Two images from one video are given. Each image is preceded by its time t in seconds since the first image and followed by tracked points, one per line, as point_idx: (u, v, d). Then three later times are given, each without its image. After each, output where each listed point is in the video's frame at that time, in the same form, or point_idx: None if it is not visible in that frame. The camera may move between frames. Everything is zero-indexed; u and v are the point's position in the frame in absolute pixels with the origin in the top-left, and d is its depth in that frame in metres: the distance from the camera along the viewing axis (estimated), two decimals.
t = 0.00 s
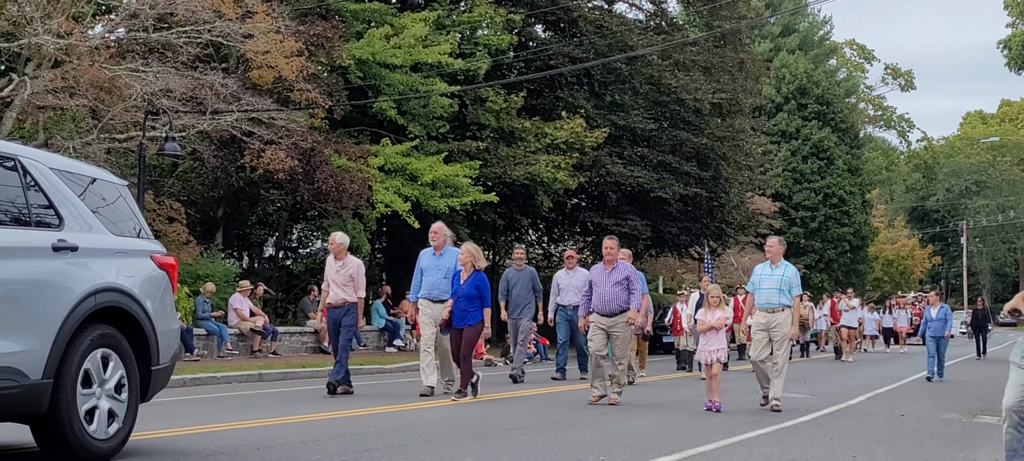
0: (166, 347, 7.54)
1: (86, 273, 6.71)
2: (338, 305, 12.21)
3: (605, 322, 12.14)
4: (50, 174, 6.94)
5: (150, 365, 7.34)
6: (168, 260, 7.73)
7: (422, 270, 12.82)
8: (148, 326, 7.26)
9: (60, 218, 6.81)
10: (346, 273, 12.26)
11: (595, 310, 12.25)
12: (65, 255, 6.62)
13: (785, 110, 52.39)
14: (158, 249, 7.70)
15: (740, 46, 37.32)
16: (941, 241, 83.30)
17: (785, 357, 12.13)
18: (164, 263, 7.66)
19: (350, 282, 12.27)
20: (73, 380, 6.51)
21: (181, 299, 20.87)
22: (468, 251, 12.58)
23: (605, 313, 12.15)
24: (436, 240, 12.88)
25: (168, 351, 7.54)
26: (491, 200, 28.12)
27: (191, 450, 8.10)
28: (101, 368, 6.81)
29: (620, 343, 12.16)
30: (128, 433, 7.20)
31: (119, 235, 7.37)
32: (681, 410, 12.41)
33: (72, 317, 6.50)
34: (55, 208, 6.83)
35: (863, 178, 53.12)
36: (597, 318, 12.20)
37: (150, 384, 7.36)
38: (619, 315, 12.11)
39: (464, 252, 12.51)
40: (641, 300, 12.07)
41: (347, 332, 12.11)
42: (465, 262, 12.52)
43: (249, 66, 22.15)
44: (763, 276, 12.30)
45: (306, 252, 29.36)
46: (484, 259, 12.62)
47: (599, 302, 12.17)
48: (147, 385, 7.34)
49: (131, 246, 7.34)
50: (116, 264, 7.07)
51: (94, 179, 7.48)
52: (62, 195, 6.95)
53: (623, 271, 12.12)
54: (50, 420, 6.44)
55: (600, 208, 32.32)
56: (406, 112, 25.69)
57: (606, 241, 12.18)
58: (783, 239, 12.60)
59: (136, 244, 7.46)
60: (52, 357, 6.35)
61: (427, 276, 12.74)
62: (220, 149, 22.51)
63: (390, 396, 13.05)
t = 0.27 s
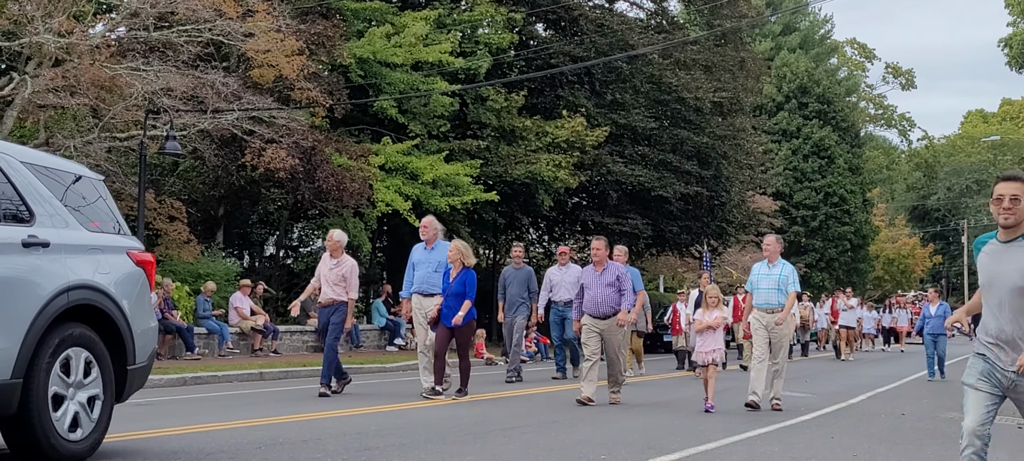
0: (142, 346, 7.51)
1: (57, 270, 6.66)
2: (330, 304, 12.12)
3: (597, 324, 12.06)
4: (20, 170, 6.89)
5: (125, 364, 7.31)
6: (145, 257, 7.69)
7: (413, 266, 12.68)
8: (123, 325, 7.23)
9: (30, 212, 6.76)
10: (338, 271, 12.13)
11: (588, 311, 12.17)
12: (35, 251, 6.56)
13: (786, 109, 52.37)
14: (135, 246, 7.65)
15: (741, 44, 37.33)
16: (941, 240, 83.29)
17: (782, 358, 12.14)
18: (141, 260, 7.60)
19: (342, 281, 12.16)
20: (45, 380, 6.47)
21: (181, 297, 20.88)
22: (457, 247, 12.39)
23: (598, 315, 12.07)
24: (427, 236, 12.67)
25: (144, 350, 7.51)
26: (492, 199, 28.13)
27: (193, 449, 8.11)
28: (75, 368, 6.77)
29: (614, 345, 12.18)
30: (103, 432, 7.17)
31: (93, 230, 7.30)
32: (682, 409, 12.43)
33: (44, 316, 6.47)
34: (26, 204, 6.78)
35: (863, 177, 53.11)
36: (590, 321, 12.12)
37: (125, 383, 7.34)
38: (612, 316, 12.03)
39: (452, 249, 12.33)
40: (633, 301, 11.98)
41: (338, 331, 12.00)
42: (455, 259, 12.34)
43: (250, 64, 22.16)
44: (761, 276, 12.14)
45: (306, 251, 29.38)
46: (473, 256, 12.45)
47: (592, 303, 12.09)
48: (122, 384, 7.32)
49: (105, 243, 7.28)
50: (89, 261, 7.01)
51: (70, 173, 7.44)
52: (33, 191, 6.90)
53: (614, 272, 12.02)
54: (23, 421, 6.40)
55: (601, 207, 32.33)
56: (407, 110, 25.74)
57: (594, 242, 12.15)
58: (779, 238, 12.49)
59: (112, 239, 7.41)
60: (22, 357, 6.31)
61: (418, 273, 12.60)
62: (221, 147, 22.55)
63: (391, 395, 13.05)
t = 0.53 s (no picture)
0: (117, 346, 7.47)
1: (30, 267, 6.62)
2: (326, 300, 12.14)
3: (587, 320, 12.00)
4: None
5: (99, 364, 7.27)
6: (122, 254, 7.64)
7: (408, 264, 12.68)
8: (98, 324, 7.19)
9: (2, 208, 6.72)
10: (334, 268, 12.11)
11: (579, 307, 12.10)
12: (6, 248, 6.51)
13: (787, 108, 52.33)
14: (111, 243, 7.61)
15: (742, 44, 37.33)
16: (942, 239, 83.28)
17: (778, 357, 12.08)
18: (117, 257, 7.52)
19: (337, 278, 12.13)
20: (18, 378, 6.42)
21: (182, 296, 20.89)
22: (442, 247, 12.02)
23: (589, 311, 12.00)
24: (420, 233, 12.52)
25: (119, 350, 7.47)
26: (493, 198, 28.13)
27: (196, 449, 8.11)
28: (48, 367, 6.72)
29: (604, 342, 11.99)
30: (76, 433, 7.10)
31: (65, 226, 7.24)
32: (683, 408, 12.43)
33: (16, 313, 6.41)
34: None
35: (864, 176, 53.09)
36: (581, 318, 12.05)
37: (99, 382, 7.30)
38: (604, 312, 11.97)
39: (436, 249, 11.97)
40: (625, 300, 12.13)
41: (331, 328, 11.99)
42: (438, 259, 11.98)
43: (251, 64, 22.15)
44: (755, 276, 12.14)
45: (307, 250, 29.37)
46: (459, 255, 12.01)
47: (583, 300, 12.03)
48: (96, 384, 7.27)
49: (80, 240, 7.21)
50: (61, 258, 6.95)
51: (44, 170, 7.41)
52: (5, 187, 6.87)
53: (607, 270, 12.14)
54: None
55: (602, 206, 32.33)
56: (408, 110, 25.78)
57: (585, 237, 12.17)
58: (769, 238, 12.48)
59: (88, 236, 7.37)
60: None
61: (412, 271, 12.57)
62: (222, 146, 22.57)
63: (392, 395, 13.07)
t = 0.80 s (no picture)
0: (91, 346, 7.28)
1: None
2: (317, 301, 12.07)
3: (579, 322, 12.07)
4: None
5: (71, 364, 7.07)
6: (96, 251, 7.47)
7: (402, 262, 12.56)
8: (70, 324, 7.01)
9: None
10: (325, 268, 12.04)
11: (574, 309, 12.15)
12: None
13: (788, 107, 52.32)
14: (85, 240, 7.43)
15: (743, 43, 37.34)
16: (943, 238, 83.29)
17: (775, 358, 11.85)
18: (90, 254, 7.36)
19: (328, 278, 12.06)
20: None
21: (183, 296, 20.91)
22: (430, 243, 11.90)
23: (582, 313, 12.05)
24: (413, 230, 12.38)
25: (93, 351, 7.28)
26: (494, 197, 28.12)
27: (196, 448, 8.10)
28: (16, 367, 6.53)
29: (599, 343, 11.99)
30: (47, 437, 6.91)
31: (36, 222, 7.09)
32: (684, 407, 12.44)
33: None
34: None
35: (865, 175, 53.11)
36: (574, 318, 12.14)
37: (71, 383, 7.10)
38: (597, 314, 11.99)
39: (423, 246, 11.86)
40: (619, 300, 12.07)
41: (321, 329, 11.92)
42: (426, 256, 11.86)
43: (252, 63, 22.16)
44: (749, 273, 12.00)
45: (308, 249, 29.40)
46: (445, 252, 11.91)
47: (576, 302, 12.04)
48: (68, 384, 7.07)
49: (52, 237, 7.07)
50: (31, 255, 6.79)
51: (17, 164, 7.25)
52: None
53: (600, 270, 12.00)
54: None
55: (603, 205, 32.34)
56: (409, 109, 25.81)
57: (580, 238, 12.11)
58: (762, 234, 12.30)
59: (59, 233, 7.20)
60: None
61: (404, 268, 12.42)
62: (223, 146, 22.57)
63: (392, 394, 13.08)
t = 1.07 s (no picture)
0: (64, 346, 7.17)
1: None
2: (305, 301, 11.89)
3: (573, 318, 11.90)
4: None
5: (42, 364, 6.97)
6: (71, 249, 7.38)
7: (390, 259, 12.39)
8: (40, 324, 6.90)
9: None
10: (315, 266, 11.89)
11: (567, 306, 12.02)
12: None
13: (788, 106, 52.29)
14: (58, 236, 7.34)
15: (744, 42, 37.34)
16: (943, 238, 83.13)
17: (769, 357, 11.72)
18: (63, 250, 7.26)
19: (316, 277, 11.90)
20: None
21: (184, 294, 20.93)
22: (420, 242, 11.76)
23: (576, 309, 11.92)
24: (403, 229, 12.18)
25: (65, 349, 7.14)
26: (494, 196, 28.12)
27: (198, 448, 8.09)
28: None
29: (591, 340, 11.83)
30: (16, 438, 6.78)
31: (7, 218, 6.95)
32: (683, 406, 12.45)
33: None
34: None
35: (866, 174, 53.14)
36: (567, 316, 11.97)
37: (43, 384, 6.99)
38: (591, 310, 11.85)
39: (413, 245, 11.72)
40: (612, 295, 11.86)
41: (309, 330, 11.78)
42: (416, 256, 11.72)
43: (252, 62, 22.17)
44: (744, 273, 11.91)
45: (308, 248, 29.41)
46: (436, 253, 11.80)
47: (570, 298, 11.93)
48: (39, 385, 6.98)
49: (24, 233, 6.95)
50: (2, 252, 6.69)
51: None
52: None
53: (594, 266, 11.96)
54: None
55: (603, 204, 32.34)
56: (409, 108, 25.84)
57: (575, 233, 12.07)
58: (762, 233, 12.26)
59: (32, 229, 7.09)
60: None
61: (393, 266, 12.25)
62: (223, 145, 22.58)
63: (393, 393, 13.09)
